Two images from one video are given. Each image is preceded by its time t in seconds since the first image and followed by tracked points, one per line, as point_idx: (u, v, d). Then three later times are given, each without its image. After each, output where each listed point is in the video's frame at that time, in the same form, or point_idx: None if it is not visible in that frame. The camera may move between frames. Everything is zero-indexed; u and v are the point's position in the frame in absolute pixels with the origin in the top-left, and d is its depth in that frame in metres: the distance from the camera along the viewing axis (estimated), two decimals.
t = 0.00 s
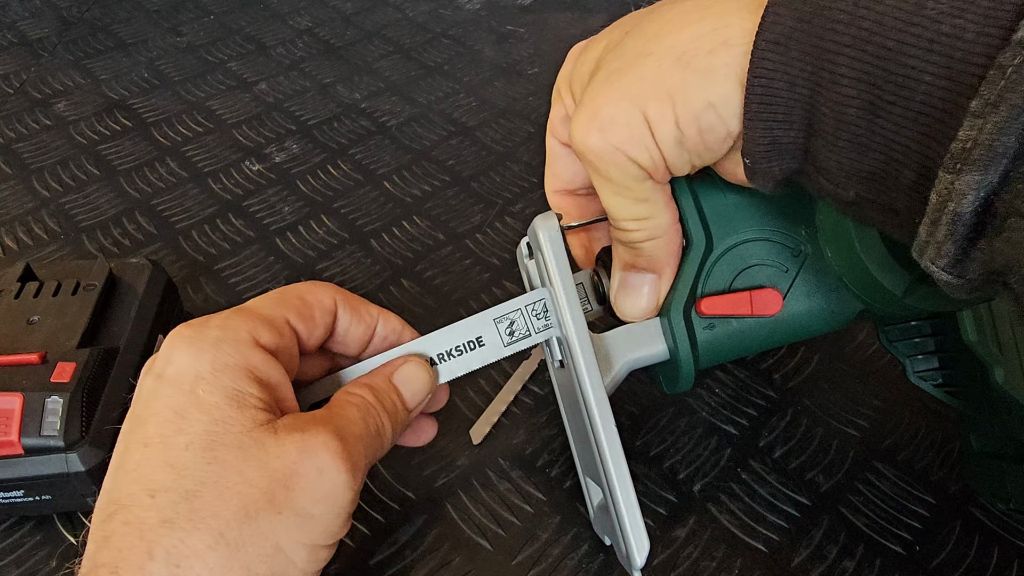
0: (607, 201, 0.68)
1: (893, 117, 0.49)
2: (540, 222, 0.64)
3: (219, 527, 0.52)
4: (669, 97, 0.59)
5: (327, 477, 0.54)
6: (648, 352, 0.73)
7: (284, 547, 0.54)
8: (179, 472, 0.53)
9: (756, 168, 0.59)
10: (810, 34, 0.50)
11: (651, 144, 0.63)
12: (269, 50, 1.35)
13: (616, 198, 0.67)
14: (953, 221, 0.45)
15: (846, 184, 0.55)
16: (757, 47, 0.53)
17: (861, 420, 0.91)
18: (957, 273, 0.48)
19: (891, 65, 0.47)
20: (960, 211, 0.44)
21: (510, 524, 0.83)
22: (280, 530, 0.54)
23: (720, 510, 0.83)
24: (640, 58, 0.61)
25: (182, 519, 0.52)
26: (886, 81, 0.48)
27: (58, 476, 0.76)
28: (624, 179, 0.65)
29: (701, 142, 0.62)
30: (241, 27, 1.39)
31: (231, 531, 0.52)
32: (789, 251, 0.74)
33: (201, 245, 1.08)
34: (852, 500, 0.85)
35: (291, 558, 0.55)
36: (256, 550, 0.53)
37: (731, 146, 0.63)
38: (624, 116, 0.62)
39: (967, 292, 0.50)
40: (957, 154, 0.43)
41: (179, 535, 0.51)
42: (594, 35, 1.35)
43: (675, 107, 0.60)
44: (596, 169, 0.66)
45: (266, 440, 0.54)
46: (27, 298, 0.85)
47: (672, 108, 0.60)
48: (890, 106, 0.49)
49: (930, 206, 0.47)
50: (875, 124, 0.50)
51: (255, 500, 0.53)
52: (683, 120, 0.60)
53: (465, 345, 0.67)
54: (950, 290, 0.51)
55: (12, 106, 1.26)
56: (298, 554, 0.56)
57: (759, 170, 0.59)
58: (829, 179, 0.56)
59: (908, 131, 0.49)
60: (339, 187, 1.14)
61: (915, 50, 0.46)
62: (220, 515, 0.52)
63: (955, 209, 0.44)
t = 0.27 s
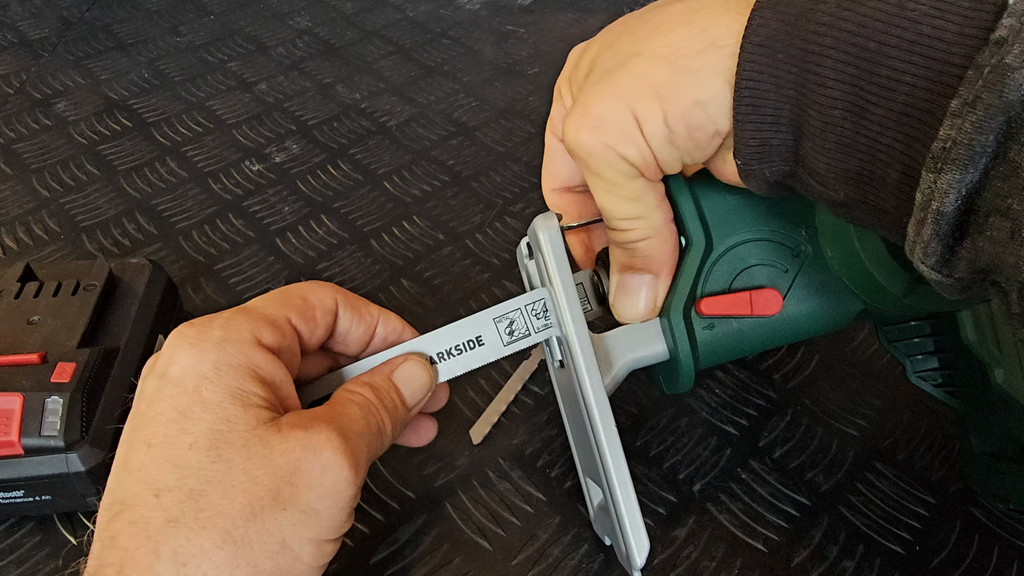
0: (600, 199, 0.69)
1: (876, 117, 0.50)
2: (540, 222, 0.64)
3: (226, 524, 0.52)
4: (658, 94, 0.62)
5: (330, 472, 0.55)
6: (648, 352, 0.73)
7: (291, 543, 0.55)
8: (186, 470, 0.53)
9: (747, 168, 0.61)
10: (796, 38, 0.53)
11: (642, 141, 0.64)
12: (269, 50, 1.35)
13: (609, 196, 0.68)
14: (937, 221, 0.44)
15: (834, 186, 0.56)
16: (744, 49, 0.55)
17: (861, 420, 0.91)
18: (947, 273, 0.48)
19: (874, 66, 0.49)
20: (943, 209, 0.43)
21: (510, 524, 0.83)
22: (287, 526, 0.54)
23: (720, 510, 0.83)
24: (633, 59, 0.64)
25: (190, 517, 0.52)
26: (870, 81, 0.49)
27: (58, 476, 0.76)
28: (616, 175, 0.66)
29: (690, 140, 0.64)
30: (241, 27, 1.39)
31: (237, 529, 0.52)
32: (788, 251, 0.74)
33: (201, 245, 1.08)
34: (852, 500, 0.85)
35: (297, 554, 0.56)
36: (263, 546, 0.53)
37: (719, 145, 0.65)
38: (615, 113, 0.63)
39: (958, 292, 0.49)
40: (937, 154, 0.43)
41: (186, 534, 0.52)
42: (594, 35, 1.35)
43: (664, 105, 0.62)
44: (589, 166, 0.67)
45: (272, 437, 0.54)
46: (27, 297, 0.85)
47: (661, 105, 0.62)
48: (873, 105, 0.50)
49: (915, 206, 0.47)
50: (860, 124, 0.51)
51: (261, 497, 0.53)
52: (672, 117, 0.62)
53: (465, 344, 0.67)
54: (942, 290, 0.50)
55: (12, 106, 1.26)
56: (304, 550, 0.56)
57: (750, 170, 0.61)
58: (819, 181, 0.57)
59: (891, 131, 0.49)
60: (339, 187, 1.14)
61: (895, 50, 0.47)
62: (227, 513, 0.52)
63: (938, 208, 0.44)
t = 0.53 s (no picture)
0: (600, 200, 0.70)
1: (870, 118, 0.50)
2: (539, 222, 0.64)
3: (218, 515, 0.52)
4: (655, 97, 0.62)
5: (323, 467, 0.54)
6: (648, 352, 0.73)
7: (283, 535, 0.55)
8: (178, 460, 0.53)
9: (746, 169, 0.62)
10: (791, 41, 0.53)
11: (639, 142, 0.65)
12: (269, 50, 1.35)
13: (608, 197, 0.69)
14: (932, 219, 0.44)
15: (831, 188, 0.56)
16: (740, 53, 0.56)
17: (861, 420, 0.91)
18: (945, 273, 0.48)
19: (868, 67, 0.49)
20: (938, 208, 0.43)
21: (510, 524, 0.83)
22: (280, 519, 0.54)
23: (720, 510, 0.83)
24: (631, 60, 0.64)
25: (182, 506, 0.52)
26: (864, 83, 0.49)
27: (58, 476, 0.76)
28: (614, 177, 0.67)
29: (688, 142, 0.64)
30: (241, 27, 1.39)
31: (230, 519, 0.52)
32: (789, 251, 0.74)
33: (201, 245, 1.08)
34: (852, 500, 0.85)
35: (290, 547, 0.56)
36: (255, 538, 0.53)
37: (716, 147, 0.65)
38: (613, 116, 0.64)
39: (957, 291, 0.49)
40: (929, 154, 0.43)
41: (178, 522, 0.52)
42: (594, 35, 1.35)
43: (661, 107, 0.62)
44: (588, 168, 0.68)
45: (265, 430, 0.54)
46: (27, 298, 0.85)
47: (658, 108, 0.62)
48: (867, 106, 0.50)
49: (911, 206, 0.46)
50: (854, 125, 0.51)
51: (254, 489, 0.53)
52: (669, 119, 0.63)
53: (464, 344, 0.67)
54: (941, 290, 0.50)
55: (12, 106, 1.26)
56: (297, 543, 0.56)
57: (751, 171, 0.62)
58: (817, 182, 0.57)
59: (886, 133, 0.49)
60: (339, 187, 1.14)
61: (888, 51, 0.47)
62: (219, 504, 0.52)
63: (933, 207, 0.44)
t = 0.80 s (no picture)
0: (600, 200, 0.70)
1: (870, 121, 0.50)
2: (539, 223, 0.64)
3: (187, 490, 0.52)
4: (656, 99, 0.62)
5: (291, 441, 0.54)
6: (647, 353, 0.73)
7: (254, 513, 0.54)
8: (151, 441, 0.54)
9: (747, 171, 0.62)
10: (792, 43, 0.53)
11: (640, 144, 0.65)
12: (269, 50, 1.35)
13: (607, 197, 0.69)
14: (930, 223, 0.44)
15: (831, 189, 0.56)
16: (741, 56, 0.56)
17: (861, 420, 0.91)
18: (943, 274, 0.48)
19: (868, 70, 0.49)
20: (937, 212, 0.43)
21: (510, 524, 0.83)
22: (250, 495, 0.54)
23: (720, 510, 0.83)
24: (630, 62, 0.64)
25: (153, 483, 0.53)
26: (864, 86, 0.49)
27: (58, 476, 0.76)
28: (615, 178, 0.67)
29: (688, 143, 0.65)
30: (241, 27, 1.39)
31: (198, 496, 0.52)
32: (789, 251, 0.74)
33: (201, 245, 1.08)
34: (852, 500, 0.85)
35: (262, 526, 0.55)
36: (224, 515, 0.53)
37: (717, 148, 0.66)
38: (613, 117, 0.64)
39: (956, 294, 0.49)
40: (929, 158, 0.43)
41: (147, 499, 0.52)
42: (594, 35, 1.35)
43: (662, 109, 0.62)
44: (588, 169, 0.68)
45: (237, 408, 0.55)
46: (27, 298, 0.85)
47: (659, 109, 0.62)
48: (867, 109, 0.50)
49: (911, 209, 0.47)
50: (854, 128, 0.51)
51: (223, 464, 0.53)
52: (670, 121, 0.63)
53: (464, 346, 0.67)
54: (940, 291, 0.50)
55: (12, 106, 1.26)
56: (268, 523, 0.55)
57: (750, 174, 0.62)
58: (817, 183, 0.57)
59: (885, 136, 0.49)
60: (339, 187, 1.14)
61: (889, 55, 0.47)
62: (188, 480, 0.53)
63: (932, 211, 0.44)
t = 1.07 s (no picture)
0: (602, 200, 0.70)
1: (872, 124, 0.50)
2: (540, 223, 0.64)
3: (137, 450, 0.51)
4: (659, 99, 0.62)
5: (247, 407, 0.52)
6: (648, 354, 0.73)
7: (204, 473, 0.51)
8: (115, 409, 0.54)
9: (748, 173, 0.62)
10: (796, 47, 0.53)
11: (642, 145, 0.65)
12: (269, 50, 1.35)
13: (608, 196, 0.69)
14: (933, 226, 0.44)
15: (833, 192, 0.56)
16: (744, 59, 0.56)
17: (861, 420, 0.91)
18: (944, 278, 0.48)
19: (870, 72, 0.49)
20: (939, 216, 0.43)
21: (510, 524, 0.83)
22: (198, 455, 0.51)
23: (720, 510, 0.83)
24: (632, 63, 0.64)
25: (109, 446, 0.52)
26: (866, 88, 0.49)
27: (58, 476, 0.76)
28: (616, 178, 0.67)
29: (689, 144, 0.65)
30: (241, 27, 1.39)
31: (149, 457, 0.51)
32: (789, 251, 0.74)
33: (201, 245, 1.08)
34: (852, 500, 0.85)
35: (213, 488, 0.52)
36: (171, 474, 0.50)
37: (718, 150, 0.66)
38: (616, 118, 0.64)
39: (957, 296, 0.49)
40: (932, 162, 0.43)
41: (101, 461, 0.51)
42: (594, 35, 1.35)
43: (665, 109, 0.62)
44: (590, 169, 0.68)
45: (200, 379, 0.54)
46: (28, 298, 0.85)
47: (662, 110, 0.62)
48: (869, 113, 0.50)
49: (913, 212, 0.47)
50: (856, 131, 0.51)
51: (174, 424, 0.51)
52: (672, 122, 0.63)
53: (465, 351, 0.66)
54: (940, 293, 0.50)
55: (12, 106, 1.26)
56: (225, 490, 0.52)
57: (751, 176, 0.62)
58: (819, 186, 0.57)
59: (887, 139, 0.49)
60: (340, 187, 1.14)
61: (891, 58, 0.47)
62: (139, 440, 0.51)
63: (934, 214, 0.43)
